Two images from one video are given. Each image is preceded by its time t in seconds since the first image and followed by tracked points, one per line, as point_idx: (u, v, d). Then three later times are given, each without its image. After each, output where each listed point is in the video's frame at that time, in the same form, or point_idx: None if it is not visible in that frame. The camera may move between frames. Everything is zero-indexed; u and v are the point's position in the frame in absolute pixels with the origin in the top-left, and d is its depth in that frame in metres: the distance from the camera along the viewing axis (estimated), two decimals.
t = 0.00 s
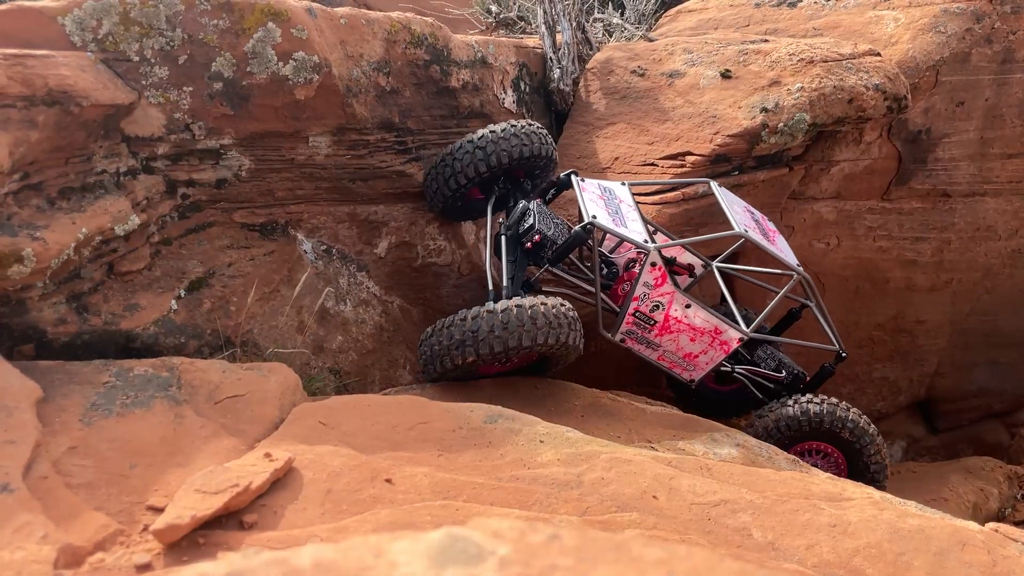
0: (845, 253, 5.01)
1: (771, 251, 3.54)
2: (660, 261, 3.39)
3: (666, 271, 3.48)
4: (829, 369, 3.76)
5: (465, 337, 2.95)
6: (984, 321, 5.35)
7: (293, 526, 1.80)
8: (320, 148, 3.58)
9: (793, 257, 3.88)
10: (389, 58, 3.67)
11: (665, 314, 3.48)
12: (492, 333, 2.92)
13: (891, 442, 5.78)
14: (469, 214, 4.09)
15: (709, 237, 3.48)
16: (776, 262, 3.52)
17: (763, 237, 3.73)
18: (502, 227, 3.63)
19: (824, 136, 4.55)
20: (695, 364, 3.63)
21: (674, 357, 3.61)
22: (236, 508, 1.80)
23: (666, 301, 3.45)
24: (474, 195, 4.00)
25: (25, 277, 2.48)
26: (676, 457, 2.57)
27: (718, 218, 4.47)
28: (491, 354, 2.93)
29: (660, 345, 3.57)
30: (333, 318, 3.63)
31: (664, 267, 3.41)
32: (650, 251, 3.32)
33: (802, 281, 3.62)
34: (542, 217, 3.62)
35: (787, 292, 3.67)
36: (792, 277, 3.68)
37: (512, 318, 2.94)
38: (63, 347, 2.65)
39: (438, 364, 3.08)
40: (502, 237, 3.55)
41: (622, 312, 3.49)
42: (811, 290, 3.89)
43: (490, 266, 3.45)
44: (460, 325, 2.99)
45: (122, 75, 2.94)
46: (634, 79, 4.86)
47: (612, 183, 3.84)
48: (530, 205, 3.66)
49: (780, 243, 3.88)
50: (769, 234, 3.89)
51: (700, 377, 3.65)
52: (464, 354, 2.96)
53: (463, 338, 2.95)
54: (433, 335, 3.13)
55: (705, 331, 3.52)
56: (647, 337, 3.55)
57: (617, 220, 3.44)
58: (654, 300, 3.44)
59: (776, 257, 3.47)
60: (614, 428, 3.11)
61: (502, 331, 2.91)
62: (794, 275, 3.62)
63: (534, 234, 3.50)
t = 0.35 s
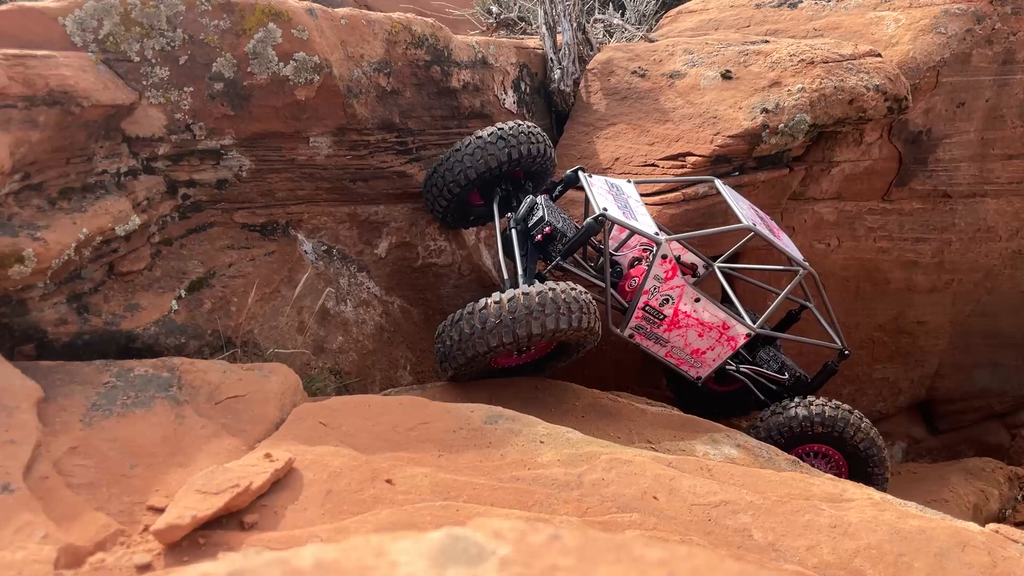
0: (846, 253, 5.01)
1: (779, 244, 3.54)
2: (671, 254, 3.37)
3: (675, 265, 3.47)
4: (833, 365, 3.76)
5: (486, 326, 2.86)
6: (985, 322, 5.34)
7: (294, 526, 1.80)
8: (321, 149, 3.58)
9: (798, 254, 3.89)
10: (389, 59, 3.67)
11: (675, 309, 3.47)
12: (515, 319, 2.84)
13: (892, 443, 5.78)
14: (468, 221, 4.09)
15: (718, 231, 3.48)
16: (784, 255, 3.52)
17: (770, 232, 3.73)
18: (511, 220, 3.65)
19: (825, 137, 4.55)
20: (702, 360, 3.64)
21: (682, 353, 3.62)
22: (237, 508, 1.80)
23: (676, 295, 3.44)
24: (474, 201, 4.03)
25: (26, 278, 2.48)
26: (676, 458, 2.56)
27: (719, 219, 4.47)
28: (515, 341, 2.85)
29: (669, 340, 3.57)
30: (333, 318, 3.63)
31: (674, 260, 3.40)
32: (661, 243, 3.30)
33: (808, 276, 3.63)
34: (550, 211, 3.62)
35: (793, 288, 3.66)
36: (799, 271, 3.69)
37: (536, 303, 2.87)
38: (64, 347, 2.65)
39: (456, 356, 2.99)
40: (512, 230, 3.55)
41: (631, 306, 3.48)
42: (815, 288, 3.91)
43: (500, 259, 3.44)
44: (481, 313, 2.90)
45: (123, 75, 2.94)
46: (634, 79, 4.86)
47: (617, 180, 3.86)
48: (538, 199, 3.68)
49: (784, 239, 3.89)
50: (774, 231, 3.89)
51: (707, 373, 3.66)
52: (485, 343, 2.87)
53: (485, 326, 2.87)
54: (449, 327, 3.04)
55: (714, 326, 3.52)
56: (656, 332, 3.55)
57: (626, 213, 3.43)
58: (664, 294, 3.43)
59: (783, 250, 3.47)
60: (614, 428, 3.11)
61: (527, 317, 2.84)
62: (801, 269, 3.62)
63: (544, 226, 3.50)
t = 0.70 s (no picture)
0: (846, 254, 5.01)
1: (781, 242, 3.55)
2: (674, 250, 3.37)
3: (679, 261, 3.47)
4: (834, 365, 3.76)
5: (498, 320, 2.84)
6: (986, 322, 5.34)
7: (294, 527, 1.80)
8: (321, 149, 3.58)
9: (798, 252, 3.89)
10: (390, 60, 3.67)
11: (677, 306, 3.48)
12: (527, 314, 2.83)
13: (893, 444, 5.78)
14: (468, 222, 4.11)
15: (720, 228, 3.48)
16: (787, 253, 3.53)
17: (772, 229, 3.73)
18: (513, 217, 3.63)
19: (825, 137, 4.55)
20: (704, 359, 3.64)
21: (684, 352, 3.62)
22: (238, 508, 1.80)
23: (678, 293, 3.44)
24: (473, 202, 4.04)
25: (27, 278, 2.48)
26: (676, 458, 2.56)
27: (720, 219, 4.47)
28: (527, 335, 2.84)
29: (671, 338, 3.58)
30: (334, 318, 3.63)
31: (677, 256, 3.39)
32: (664, 240, 3.30)
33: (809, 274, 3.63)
34: (552, 208, 3.63)
35: (794, 286, 3.67)
36: (800, 271, 3.68)
37: (547, 297, 2.86)
38: (65, 347, 2.65)
39: (454, 359, 3.03)
40: (514, 227, 3.54)
41: (634, 304, 3.48)
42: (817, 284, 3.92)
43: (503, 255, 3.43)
44: (492, 308, 2.88)
45: (124, 75, 2.94)
46: (635, 80, 4.86)
47: (619, 178, 3.86)
48: (538, 196, 3.68)
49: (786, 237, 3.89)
50: (775, 229, 3.90)
51: (708, 373, 3.66)
52: (496, 338, 2.85)
53: (496, 320, 2.85)
54: (456, 322, 3.01)
55: (716, 324, 3.52)
56: (658, 330, 3.56)
57: (629, 210, 3.43)
58: (666, 291, 3.43)
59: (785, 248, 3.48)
60: (614, 429, 3.11)
61: (540, 312, 2.83)
62: (802, 267, 3.63)
63: (546, 223, 3.51)
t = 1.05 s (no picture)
0: (847, 255, 5.01)
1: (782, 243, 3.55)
2: (677, 250, 3.38)
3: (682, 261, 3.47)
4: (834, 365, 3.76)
5: (506, 320, 2.84)
6: (986, 323, 5.34)
7: (294, 527, 1.79)
8: (321, 150, 3.58)
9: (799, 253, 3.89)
10: (390, 60, 3.67)
11: (680, 306, 3.48)
12: (537, 313, 2.83)
13: (893, 444, 5.78)
14: (469, 225, 4.12)
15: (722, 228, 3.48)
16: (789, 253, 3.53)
17: (773, 229, 3.73)
18: (515, 216, 3.63)
19: (826, 138, 4.55)
20: (705, 360, 3.64)
21: (686, 353, 3.62)
22: (238, 509, 1.80)
23: (681, 292, 3.45)
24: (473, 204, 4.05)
25: (27, 278, 2.48)
26: (677, 459, 2.56)
27: (720, 220, 4.47)
28: (537, 334, 2.84)
29: (673, 338, 3.58)
30: (334, 319, 3.63)
31: (680, 257, 3.40)
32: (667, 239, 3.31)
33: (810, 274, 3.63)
34: (553, 208, 3.63)
35: (795, 287, 3.66)
36: (801, 272, 3.68)
37: (555, 295, 2.87)
38: (65, 348, 2.65)
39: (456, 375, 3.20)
40: (516, 227, 3.54)
41: (637, 304, 3.48)
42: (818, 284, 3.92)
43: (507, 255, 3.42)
44: (500, 308, 2.87)
45: (124, 76, 2.94)
46: (635, 80, 4.86)
47: (621, 179, 3.86)
48: (540, 196, 3.69)
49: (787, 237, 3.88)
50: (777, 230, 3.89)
51: (710, 373, 3.65)
52: (504, 338, 2.85)
53: (504, 320, 2.84)
54: (461, 323, 3.00)
55: (718, 324, 3.52)
56: (660, 330, 3.56)
57: (632, 210, 3.43)
58: (669, 291, 3.44)
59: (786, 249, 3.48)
60: (614, 429, 3.12)
61: (509, 323, 2.83)
62: (803, 268, 3.62)
63: (549, 222, 3.51)
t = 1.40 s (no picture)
0: (847, 255, 5.01)
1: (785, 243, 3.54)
2: (681, 249, 3.38)
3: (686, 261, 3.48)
4: (836, 367, 3.74)
5: (506, 310, 2.84)
6: (987, 324, 5.33)
7: (294, 528, 1.79)
8: (322, 150, 3.58)
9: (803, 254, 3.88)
10: (391, 61, 3.67)
11: (683, 306, 3.48)
12: (535, 301, 2.83)
13: (894, 445, 5.77)
14: (472, 226, 4.13)
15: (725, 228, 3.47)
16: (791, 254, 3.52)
17: (776, 229, 3.72)
18: (520, 214, 3.63)
19: (826, 139, 4.55)
20: (707, 360, 3.63)
21: (688, 352, 3.62)
22: (239, 509, 1.81)
23: (684, 292, 3.44)
24: (475, 205, 4.05)
25: (28, 279, 2.48)
26: (677, 460, 2.56)
27: (721, 221, 4.47)
28: (503, 337, 2.85)
29: (675, 338, 3.57)
30: (335, 319, 3.63)
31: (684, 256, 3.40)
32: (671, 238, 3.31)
33: (812, 275, 3.62)
34: (557, 206, 3.62)
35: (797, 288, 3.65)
36: (802, 272, 3.67)
37: (554, 285, 2.87)
38: (66, 348, 2.65)
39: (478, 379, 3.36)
40: (520, 224, 3.54)
41: (640, 303, 3.48)
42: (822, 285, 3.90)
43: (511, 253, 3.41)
44: (470, 313, 2.93)
45: (125, 76, 2.94)
46: (636, 81, 4.86)
47: (624, 177, 3.86)
48: (544, 194, 3.68)
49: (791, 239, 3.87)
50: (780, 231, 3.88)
51: (712, 373, 3.65)
52: (503, 328, 2.84)
53: (490, 317, 2.86)
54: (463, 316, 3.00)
55: (721, 324, 3.51)
56: (663, 329, 3.55)
57: (636, 208, 3.43)
58: (672, 290, 3.44)
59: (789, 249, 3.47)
60: (615, 430, 3.12)
61: (465, 340, 2.93)
62: (806, 269, 3.61)
63: (553, 220, 3.50)
